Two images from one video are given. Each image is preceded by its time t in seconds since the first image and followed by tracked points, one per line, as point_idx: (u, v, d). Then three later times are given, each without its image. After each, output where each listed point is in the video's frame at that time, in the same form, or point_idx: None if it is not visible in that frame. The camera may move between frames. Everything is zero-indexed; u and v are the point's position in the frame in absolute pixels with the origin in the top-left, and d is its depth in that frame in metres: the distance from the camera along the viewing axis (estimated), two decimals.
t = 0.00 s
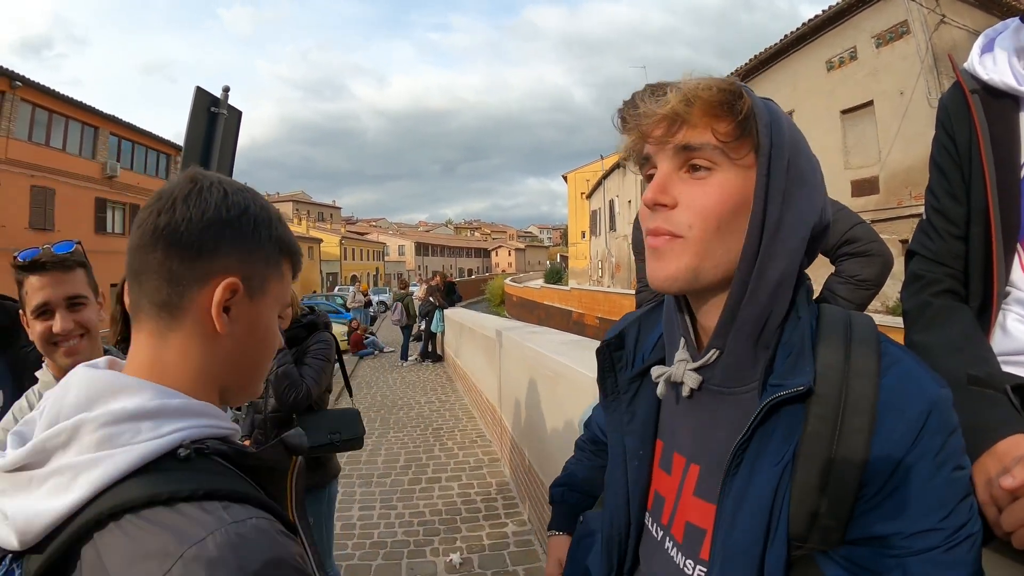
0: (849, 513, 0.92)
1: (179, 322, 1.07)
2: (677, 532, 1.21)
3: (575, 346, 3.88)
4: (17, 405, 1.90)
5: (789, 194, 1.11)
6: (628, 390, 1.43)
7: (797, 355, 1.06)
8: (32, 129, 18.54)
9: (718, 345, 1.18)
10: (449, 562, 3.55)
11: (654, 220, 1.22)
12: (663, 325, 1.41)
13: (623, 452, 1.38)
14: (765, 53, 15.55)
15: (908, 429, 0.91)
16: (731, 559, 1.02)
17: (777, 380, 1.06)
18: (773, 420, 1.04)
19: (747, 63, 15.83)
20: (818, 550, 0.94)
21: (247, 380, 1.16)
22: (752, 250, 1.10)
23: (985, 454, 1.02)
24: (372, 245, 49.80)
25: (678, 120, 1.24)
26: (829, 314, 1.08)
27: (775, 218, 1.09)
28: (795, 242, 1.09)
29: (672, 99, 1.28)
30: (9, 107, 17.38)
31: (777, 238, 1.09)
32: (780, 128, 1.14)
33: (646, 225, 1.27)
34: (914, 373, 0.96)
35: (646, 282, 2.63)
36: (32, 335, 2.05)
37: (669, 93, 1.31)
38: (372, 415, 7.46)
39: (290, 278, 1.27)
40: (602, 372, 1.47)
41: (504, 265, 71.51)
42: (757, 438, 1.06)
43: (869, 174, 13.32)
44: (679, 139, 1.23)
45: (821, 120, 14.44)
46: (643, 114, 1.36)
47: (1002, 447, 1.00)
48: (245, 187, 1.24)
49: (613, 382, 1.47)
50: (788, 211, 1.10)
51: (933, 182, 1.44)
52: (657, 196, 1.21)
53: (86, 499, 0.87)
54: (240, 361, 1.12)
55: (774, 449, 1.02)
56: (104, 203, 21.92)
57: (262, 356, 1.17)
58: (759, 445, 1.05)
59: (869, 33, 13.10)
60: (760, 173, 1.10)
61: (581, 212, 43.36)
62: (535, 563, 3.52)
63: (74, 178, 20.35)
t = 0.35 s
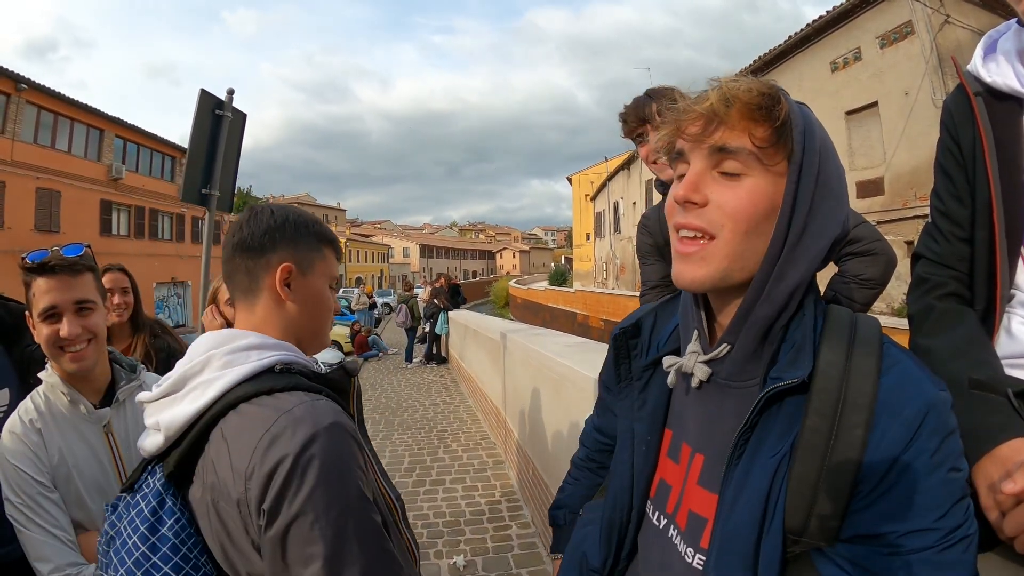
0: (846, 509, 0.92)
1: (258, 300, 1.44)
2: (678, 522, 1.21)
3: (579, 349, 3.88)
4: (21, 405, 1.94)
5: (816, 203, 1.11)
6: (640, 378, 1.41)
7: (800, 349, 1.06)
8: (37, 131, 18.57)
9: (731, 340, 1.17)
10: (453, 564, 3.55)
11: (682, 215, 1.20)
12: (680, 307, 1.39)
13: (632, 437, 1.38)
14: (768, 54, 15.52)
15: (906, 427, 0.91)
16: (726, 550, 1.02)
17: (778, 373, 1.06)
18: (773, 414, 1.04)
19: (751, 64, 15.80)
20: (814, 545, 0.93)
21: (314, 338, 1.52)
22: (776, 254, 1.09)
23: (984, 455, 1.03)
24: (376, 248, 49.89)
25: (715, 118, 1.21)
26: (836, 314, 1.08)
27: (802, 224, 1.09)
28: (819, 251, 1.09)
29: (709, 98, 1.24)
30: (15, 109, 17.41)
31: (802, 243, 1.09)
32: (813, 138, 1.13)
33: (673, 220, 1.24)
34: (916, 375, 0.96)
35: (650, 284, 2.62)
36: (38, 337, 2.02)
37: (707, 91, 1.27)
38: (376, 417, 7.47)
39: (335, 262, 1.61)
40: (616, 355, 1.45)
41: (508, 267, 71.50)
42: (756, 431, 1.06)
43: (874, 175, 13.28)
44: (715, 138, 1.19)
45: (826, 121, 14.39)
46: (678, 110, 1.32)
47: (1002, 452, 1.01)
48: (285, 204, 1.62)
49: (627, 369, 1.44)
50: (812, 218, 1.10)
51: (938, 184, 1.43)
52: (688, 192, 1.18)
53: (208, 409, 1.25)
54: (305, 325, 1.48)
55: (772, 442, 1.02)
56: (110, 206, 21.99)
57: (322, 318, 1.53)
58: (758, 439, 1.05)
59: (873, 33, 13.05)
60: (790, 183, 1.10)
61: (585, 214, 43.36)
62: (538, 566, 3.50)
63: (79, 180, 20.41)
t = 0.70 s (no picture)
0: (853, 507, 0.92)
1: (313, 300, 1.77)
2: (686, 523, 1.22)
3: (580, 349, 3.89)
4: (26, 410, 1.92)
5: (835, 204, 1.12)
6: (651, 374, 1.40)
7: (809, 344, 1.06)
8: (38, 135, 18.62)
9: (744, 337, 1.17)
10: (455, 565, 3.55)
11: (704, 212, 1.19)
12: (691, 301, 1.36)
13: (639, 437, 1.37)
14: (767, 53, 15.52)
15: (913, 424, 0.91)
16: (733, 548, 1.02)
17: (787, 367, 1.06)
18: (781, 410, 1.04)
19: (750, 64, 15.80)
20: (821, 544, 0.93)
21: (361, 330, 1.80)
22: (794, 255, 1.10)
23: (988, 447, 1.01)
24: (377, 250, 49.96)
25: (740, 114, 1.19)
26: (845, 312, 1.08)
27: (823, 225, 1.10)
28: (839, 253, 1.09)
29: (733, 94, 1.22)
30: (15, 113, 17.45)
31: (821, 243, 1.10)
32: (833, 144, 1.15)
33: (692, 216, 1.24)
34: (922, 371, 0.96)
35: (651, 284, 2.62)
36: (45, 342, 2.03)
37: (730, 87, 1.26)
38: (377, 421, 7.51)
39: (383, 266, 1.87)
40: (627, 351, 1.42)
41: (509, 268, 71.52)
42: (764, 428, 1.06)
43: (875, 174, 13.28)
44: (741, 136, 1.18)
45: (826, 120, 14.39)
46: (701, 104, 1.30)
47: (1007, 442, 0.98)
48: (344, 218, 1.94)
49: (637, 366, 1.42)
50: (831, 219, 1.11)
51: (934, 189, 1.43)
52: (713, 189, 1.17)
53: (279, 381, 1.51)
54: (354, 318, 1.78)
55: (780, 441, 1.02)
56: (110, 209, 22.04)
57: (369, 313, 1.81)
58: (766, 436, 1.06)
59: (872, 32, 13.06)
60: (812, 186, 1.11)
61: (586, 214, 43.39)
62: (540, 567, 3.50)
63: (80, 184, 20.46)
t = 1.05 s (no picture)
0: (852, 500, 0.93)
1: (390, 305, 1.83)
2: (681, 523, 1.22)
3: (578, 346, 3.91)
4: (29, 408, 1.92)
5: (824, 196, 1.14)
6: (641, 375, 1.40)
7: (805, 337, 1.07)
8: (36, 132, 18.59)
9: (738, 331, 1.17)
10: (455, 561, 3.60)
11: (695, 202, 1.20)
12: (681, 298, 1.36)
13: (631, 438, 1.37)
14: (767, 51, 15.50)
15: (910, 415, 0.92)
16: (733, 543, 1.02)
17: (784, 360, 1.07)
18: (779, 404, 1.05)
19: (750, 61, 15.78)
20: (820, 537, 0.94)
21: (440, 326, 1.84)
22: (786, 244, 1.10)
23: (981, 453, 1.03)
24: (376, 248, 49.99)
25: (730, 105, 1.20)
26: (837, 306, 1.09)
27: (815, 215, 1.12)
28: (830, 245, 1.10)
29: (722, 87, 1.23)
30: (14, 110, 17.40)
31: (813, 232, 1.11)
32: (820, 139, 1.17)
33: (683, 208, 1.24)
34: (918, 363, 0.97)
35: (651, 280, 2.63)
36: (53, 336, 2.02)
37: (719, 80, 1.26)
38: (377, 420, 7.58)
39: (457, 259, 1.87)
40: (616, 351, 1.42)
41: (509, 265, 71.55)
42: (761, 422, 1.07)
43: (875, 171, 13.28)
44: (731, 126, 1.19)
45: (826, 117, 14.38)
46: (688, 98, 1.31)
47: (997, 451, 1.01)
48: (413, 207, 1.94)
49: (626, 367, 1.42)
50: (821, 211, 1.13)
51: (933, 188, 1.44)
52: (705, 179, 1.17)
53: (368, 386, 1.58)
54: (434, 315, 1.83)
55: (778, 437, 1.03)
56: (110, 206, 22.08)
57: (447, 308, 1.85)
58: (763, 431, 1.06)
59: (873, 29, 13.04)
60: (801, 175, 1.12)
61: (585, 212, 43.40)
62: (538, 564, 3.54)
63: (80, 181, 20.44)
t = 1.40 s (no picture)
0: (847, 506, 0.92)
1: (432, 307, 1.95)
2: (671, 534, 1.21)
3: (571, 348, 3.92)
4: (32, 408, 1.92)
5: (816, 197, 1.13)
6: (627, 387, 1.39)
7: (798, 347, 1.06)
8: (28, 135, 18.48)
9: (726, 342, 1.16)
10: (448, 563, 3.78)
11: (679, 214, 1.17)
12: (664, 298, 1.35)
13: (619, 450, 1.35)
14: (760, 52, 15.56)
15: (906, 421, 0.91)
16: (727, 554, 1.01)
17: (777, 371, 1.05)
18: (772, 411, 1.04)
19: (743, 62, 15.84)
20: (814, 546, 0.93)
21: (477, 327, 1.87)
22: (776, 254, 1.09)
23: (976, 456, 1.03)
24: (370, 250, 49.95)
25: (712, 110, 1.17)
26: (828, 311, 1.08)
27: (804, 220, 1.10)
28: (822, 249, 1.09)
29: (703, 89, 1.20)
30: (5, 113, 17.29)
31: (803, 239, 1.10)
32: (809, 138, 1.15)
33: (666, 218, 1.21)
34: (912, 368, 0.96)
35: (642, 282, 2.63)
36: (72, 332, 2.04)
37: (700, 81, 1.23)
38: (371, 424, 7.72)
39: (492, 259, 1.86)
40: (600, 363, 1.41)
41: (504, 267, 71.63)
42: (754, 431, 1.05)
43: (867, 172, 13.36)
44: (715, 132, 1.16)
45: (819, 119, 14.46)
46: (667, 100, 1.28)
47: (993, 454, 1.00)
48: (454, 202, 1.97)
49: (612, 379, 1.41)
50: (811, 215, 1.12)
51: (925, 188, 1.43)
52: (689, 189, 1.15)
53: (399, 383, 1.63)
54: (471, 316, 1.87)
55: (770, 446, 1.01)
56: (102, 208, 21.92)
57: (485, 308, 1.87)
58: (755, 439, 1.05)
59: (864, 31, 13.12)
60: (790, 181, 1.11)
61: (579, 213, 43.51)
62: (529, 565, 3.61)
63: (73, 184, 20.35)
